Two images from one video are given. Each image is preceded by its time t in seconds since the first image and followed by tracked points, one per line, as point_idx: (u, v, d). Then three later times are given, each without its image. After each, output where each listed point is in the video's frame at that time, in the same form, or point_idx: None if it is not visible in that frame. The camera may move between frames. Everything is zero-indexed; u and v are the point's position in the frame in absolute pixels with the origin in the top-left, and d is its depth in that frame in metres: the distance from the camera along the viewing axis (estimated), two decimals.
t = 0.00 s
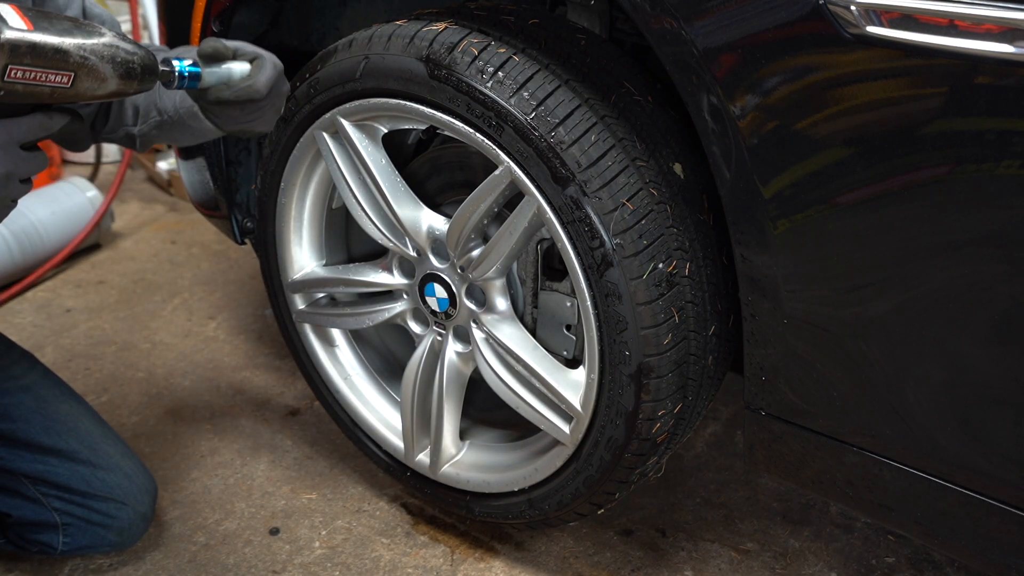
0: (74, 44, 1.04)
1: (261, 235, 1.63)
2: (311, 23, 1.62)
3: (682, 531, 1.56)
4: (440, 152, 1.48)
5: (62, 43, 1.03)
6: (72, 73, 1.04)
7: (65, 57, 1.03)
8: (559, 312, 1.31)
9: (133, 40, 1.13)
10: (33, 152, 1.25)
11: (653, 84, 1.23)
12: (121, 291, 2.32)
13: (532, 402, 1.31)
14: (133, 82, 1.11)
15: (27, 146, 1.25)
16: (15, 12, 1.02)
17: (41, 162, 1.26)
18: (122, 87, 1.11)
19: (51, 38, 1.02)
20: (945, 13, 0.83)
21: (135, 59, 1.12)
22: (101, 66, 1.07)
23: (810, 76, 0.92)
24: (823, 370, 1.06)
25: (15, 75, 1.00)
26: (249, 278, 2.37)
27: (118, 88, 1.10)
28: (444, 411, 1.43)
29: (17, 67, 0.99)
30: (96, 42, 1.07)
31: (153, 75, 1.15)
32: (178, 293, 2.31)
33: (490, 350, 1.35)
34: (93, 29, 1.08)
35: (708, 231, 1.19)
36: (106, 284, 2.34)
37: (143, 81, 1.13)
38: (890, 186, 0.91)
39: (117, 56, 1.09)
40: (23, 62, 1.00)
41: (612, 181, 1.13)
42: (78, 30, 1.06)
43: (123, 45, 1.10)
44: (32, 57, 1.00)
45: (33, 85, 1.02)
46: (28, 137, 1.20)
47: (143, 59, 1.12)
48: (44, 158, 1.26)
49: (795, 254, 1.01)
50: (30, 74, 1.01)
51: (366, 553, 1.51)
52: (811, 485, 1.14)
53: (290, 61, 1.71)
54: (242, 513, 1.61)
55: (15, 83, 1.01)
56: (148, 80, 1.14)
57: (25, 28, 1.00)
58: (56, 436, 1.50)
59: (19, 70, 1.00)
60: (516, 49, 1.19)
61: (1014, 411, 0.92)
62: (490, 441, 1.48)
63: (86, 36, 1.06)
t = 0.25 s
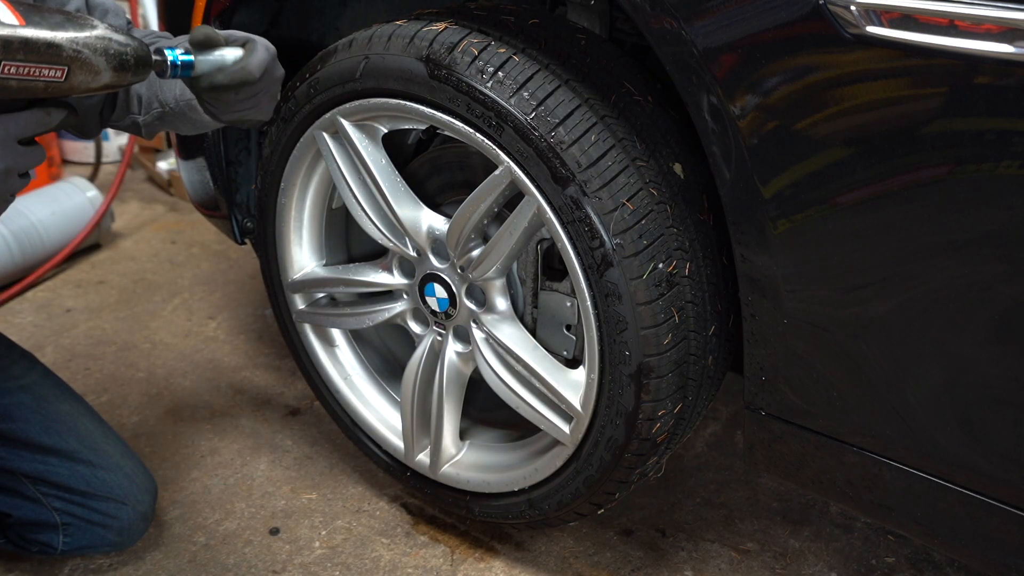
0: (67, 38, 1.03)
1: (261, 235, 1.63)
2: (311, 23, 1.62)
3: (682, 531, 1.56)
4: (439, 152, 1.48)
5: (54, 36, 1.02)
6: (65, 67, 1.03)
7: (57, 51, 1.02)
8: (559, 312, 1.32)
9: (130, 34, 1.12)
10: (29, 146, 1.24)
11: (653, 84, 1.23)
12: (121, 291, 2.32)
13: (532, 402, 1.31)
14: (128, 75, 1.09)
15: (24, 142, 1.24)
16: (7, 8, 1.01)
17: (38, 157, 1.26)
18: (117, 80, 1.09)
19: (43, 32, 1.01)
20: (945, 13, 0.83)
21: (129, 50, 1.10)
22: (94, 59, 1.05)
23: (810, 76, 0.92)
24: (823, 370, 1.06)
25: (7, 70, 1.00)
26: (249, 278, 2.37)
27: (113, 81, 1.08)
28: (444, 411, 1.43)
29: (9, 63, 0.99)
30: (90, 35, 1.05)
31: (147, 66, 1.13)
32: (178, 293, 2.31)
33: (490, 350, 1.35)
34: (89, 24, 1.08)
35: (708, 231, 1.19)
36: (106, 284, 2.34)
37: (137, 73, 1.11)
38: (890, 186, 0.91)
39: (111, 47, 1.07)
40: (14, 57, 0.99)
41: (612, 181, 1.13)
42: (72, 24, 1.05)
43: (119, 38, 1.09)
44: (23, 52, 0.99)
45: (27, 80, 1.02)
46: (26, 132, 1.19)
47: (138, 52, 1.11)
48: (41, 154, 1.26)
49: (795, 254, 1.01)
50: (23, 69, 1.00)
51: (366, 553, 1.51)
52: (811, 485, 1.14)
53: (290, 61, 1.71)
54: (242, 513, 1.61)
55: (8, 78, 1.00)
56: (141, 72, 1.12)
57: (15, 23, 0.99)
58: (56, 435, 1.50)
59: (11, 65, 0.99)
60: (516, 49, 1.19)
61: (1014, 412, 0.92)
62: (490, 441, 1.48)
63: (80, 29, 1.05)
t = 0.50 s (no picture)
0: (75, 55, 1.03)
1: (261, 235, 1.63)
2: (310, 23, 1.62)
3: (682, 531, 1.56)
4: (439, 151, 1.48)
5: (63, 57, 1.02)
6: (72, 83, 1.04)
7: (66, 71, 1.03)
8: (559, 312, 1.31)
9: (129, 34, 1.12)
10: (28, 147, 1.24)
11: (653, 84, 1.23)
12: (121, 291, 2.32)
13: (532, 402, 1.31)
14: (130, 78, 1.12)
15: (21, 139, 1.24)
16: (12, 21, 0.99)
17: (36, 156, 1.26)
18: (119, 85, 1.11)
19: (52, 53, 1.01)
20: (945, 13, 0.83)
21: (131, 54, 1.11)
22: (100, 73, 1.07)
23: (810, 76, 0.92)
24: (823, 370, 1.06)
25: (17, 93, 1.00)
26: (249, 278, 2.37)
27: (116, 86, 1.11)
28: (444, 411, 1.42)
29: (19, 87, 0.99)
30: (96, 47, 1.06)
31: (147, 63, 1.15)
32: (178, 293, 2.31)
33: (490, 350, 1.35)
34: (91, 28, 1.07)
35: (708, 231, 1.19)
36: (106, 284, 2.34)
37: (138, 73, 1.13)
38: (890, 186, 0.91)
39: (115, 56, 1.08)
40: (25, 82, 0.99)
41: (612, 181, 1.13)
42: (77, 33, 1.05)
43: (121, 44, 1.10)
44: (33, 77, 1.00)
45: (35, 98, 1.03)
46: (28, 139, 1.19)
47: (138, 56, 1.12)
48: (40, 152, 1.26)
49: (795, 254, 1.01)
50: (32, 91, 1.01)
51: (366, 553, 1.51)
52: (811, 485, 1.14)
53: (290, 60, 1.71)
54: (242, 513, 1.61)
55: (16, 98, 1.01)
56: (142, 70, 1.15)
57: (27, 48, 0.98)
58: (56, 436, 1.50)
59: (22, 90, 1.00)
60: (516, 49, 1.19)
61: (1014, 412, 0.92)
62: (490, 441, 1.48)
63: (86, 42, 1.05)
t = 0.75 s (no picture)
0: (75, 55, 1.04)
1: (261, 235, 1.63)
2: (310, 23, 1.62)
3: (682, 531, 1.56)
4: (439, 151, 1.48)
5: (64, 57, 1.02)
6: (71, 83, 1.05)
7: (65, 71, 1.03)
8: (559, 312, 1.31)
9: (130, 38, 1.12)
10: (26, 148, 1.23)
11: (653, 84, 1.23)
12: (121, 291, 2.32)
13: (532, 402, 1.31)
14: (129, 80, 1.12)
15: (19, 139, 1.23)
16: (13, 20, 0.99)
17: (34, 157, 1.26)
18: (118, 88, 1.12)
19: (52, 52, 1.01)
20: (945, 13, 0.83)
21: (132, 57, 1.12)
22: (100, 74, 1.07)
23: (810, 76, 0.92)
24: (823, 370, 1.06)
25: (15, 92, 1.00)
26: (249, 278, 2.37)
27: (116, 88, 1.11)
28: (444, 412, 1.42)
29: (17, 85, 0.99)
30: (97, 48, 1.06)
31: (147, 67, 1.16)
32: (178, 293, 2.31)
33: (490, 350, 1.35)
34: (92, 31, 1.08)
35: (708, 231, 1.19)
36: (106, 284, 2.34)
37: (138, 76, 1.14)
38: (890, 186, 0.91)
39: (116, 58, 1.09)
40: (24, 80, 0.99)
41: (612, 181, 1.13)
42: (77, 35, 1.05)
43: (122, 47, 1.10)
44: (33, 76, 1.00)
45: (33, 98, 1.03)
46: (26, 140, 1.19)
47: (138, 60, 1.13)
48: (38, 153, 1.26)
49: (795, 254, 1.01)
50: (30, 89, 1.01)
51: (366, 553, 1.51)
52: (811, 485, 1.14)
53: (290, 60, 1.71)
54: (242, 513, 1.61)
55: (15, 97, 1.01)
56: (142, 73, 1.15)
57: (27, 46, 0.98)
58: (56, 436, 1.50)
59: (20, 88, 1.00)
60: (516, 48, 1.19)
61: (1014, 412, 0.92)
62: (490, 441, 1.48)
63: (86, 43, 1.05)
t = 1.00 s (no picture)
0: (68, 41, 1.04)
1: (261, 234, 1.63)
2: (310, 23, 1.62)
3: (682, 531, 1.56)
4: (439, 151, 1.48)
5: (57, 42, 1.02)
6: (64, 70, 1.04)
7: (58, 56, 1.03)
8: (559, 312, 1.31)
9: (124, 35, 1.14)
10: (20, 144, 1.23)
11: (653, 84, 1.23)
12: (121, 291, 2.32)
13: (532, 402, 1.31)
14: (123, 75, 1.12)
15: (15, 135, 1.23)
16: (6, 8, 1.00)
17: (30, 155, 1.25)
18: (112, 82, 1.11)
19: (44, 36, 1.01)
20: (945, 13, 0.83)
21: (126, 52, 1.12)
22: (93, 63, 1.07)
23: (810, 76, 0.92)
24: (823, 370, 1.06)
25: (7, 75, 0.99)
26: (249, 278, 2.37)
27: (110, 82, 1.11)
28: (444, 412, 1.42)
29: (10, 67, 0.99)
30: (89, 38, 1.07)
31: (141, 67, 1.17)
32: (178, 293, 2.31)
33: (491, 350, 1.35)
34: (85, 25, 1.09)
35: (708, 231, 1.19)
36: (106, 284, 2.34)
37: (132, 72, 1.15)
38: (890, 186, 0.91)
39: (109, 50, 1.09)
40: (16, 62, 0.99)
41: (612, 181, 1.13)
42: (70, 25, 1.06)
43: (116, 41, 1.11)
44: (25, 57, 0.99)
45: (26, 84, 1.02)
46: (19, 133, 1.19)
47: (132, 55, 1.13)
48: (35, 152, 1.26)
49: (795, 254, 1.01)
50: (23, 73, 1.01)
51: (366, 553, 1.51)
52: (811, 485, 1.14)
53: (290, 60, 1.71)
54: (242, 513, 1.61)
55: (7, 82, 1.00)
56: (136, 72, 1.16)
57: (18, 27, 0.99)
58: (56, 435, 1.50)
59: (12, 70, 0.99)
60: (516, 49, 1.19)
61: (1014, 412, 0.92)
62: (490, 441, 1.48)
63: (79, 33, 1.06)
